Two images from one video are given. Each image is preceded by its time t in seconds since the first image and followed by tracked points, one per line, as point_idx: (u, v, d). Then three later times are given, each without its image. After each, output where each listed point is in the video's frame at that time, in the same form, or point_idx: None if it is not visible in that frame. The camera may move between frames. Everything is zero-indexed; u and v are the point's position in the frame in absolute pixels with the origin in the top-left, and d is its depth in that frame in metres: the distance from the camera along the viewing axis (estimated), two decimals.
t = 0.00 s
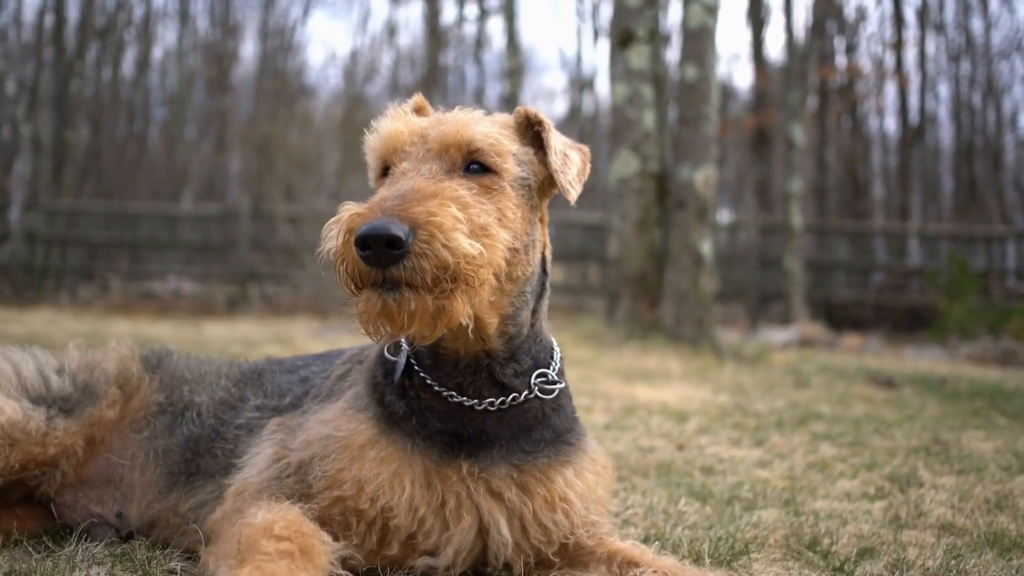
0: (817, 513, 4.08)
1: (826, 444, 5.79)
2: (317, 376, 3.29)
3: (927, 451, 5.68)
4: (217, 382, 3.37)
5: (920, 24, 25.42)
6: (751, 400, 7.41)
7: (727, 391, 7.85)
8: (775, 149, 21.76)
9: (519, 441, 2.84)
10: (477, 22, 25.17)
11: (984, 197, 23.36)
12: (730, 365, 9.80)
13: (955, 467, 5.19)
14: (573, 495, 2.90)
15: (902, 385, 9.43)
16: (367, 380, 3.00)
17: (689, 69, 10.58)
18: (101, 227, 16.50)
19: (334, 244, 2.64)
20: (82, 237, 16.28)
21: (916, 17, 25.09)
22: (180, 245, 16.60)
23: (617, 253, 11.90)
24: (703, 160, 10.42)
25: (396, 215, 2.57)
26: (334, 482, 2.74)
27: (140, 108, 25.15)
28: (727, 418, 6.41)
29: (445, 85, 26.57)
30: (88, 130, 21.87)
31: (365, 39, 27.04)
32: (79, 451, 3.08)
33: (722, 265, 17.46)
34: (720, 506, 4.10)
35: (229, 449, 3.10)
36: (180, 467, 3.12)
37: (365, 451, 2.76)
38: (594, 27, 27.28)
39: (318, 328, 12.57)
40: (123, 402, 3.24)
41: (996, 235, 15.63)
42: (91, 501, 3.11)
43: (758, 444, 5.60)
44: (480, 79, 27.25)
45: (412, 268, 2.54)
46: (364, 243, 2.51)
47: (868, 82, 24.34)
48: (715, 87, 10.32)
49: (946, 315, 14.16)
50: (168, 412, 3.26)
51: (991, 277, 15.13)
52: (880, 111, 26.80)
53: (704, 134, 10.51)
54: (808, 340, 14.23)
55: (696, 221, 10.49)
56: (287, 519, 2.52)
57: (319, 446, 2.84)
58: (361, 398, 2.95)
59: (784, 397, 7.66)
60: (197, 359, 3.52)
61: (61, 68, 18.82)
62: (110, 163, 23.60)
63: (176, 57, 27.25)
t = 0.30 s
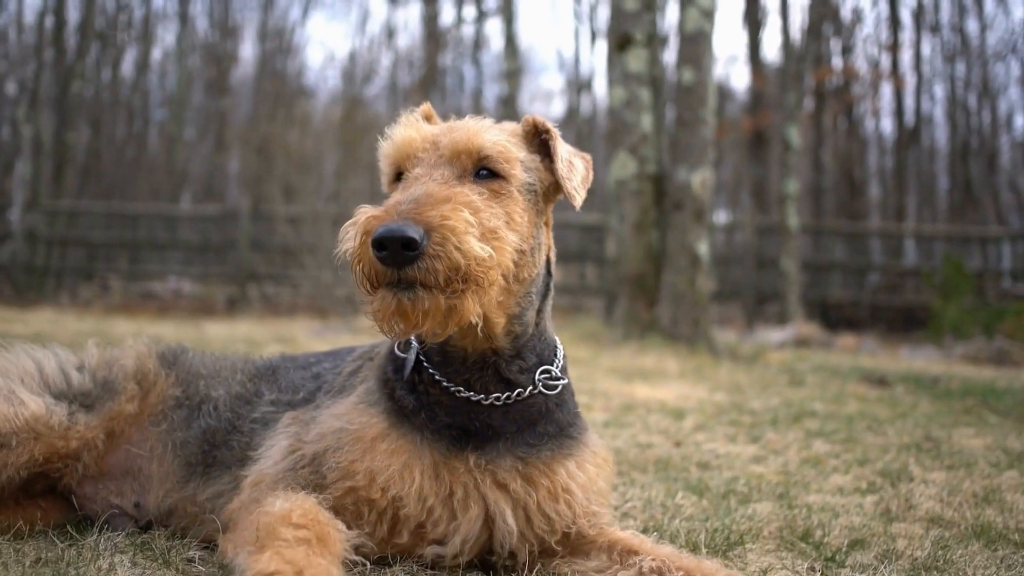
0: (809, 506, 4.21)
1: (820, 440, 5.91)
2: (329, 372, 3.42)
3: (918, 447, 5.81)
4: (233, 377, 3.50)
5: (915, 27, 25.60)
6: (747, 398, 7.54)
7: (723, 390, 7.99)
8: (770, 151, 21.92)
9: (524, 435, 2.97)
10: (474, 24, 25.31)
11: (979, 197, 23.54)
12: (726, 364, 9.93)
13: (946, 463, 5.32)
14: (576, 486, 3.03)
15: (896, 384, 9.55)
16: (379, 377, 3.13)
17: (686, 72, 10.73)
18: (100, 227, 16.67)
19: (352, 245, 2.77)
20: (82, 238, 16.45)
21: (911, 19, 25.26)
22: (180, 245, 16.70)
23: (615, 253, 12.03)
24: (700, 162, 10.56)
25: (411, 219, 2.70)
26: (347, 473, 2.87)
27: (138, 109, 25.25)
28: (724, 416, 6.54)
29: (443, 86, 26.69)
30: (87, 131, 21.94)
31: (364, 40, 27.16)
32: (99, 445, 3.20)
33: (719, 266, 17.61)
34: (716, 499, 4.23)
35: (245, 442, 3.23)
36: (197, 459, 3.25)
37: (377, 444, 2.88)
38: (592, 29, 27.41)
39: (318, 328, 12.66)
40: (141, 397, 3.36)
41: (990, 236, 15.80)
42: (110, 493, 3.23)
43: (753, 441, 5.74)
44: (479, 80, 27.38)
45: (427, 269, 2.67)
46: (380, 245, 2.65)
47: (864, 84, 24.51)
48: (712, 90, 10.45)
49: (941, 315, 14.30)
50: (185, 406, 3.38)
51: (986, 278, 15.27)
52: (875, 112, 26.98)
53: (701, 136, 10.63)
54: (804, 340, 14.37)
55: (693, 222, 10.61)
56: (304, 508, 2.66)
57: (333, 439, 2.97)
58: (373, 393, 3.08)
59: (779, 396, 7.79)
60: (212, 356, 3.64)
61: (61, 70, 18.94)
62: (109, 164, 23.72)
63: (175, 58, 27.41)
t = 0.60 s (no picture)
0: (803, 497, 4.35)
1: (815, 436, 6.03)
2: (340, 367, 3.55)
3: (910, 442, 5.95)
4: (246, 372, 3.62)
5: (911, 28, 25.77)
6: (744, 395, 7.66)
7: (721, 387, 8.12)
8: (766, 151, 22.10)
9: (529, 428, 3.09)
10: (472, 25, 25.45)
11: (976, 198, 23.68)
12: (723, 362, 10.06)
13: (937, 457, 5.46)
14: (578, 476, 3.15)
15: (891, 382, 9.68)
16: (389, 372, 3.25)
17: (684, 74, 10.86)
18: (100, 228, 16.77)
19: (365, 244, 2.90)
20: (82, 238, 16.56)
21: (907, 20, 25.40)
22: (180, 245, 16.76)
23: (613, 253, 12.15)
24: (698, 162, 10.68)
25: (422, 219, 2.83)
26: (359, 463, 2.99)
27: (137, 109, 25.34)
28: (720, 412, 6.66)
29: (442, 87, 26.83)
30: (87, 131, 22.02)
31: (362, 41, 27.28)
32: (118, 437, 3.33)
33: (716, 266, 17.75)
34: (713, 491, 4.36)
35: (259, 434, 3.35)
36: (213, 451, 3.37)
37: (387, 436, 3.00)
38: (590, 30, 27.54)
39: (319, 327, 12.75)
40: (157, 392, 3.49)
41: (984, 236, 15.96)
42: (128, 483, 3.35)
43: (749, 436, 5.87)
44: (477, 81, 27.49)
45: (438, 268, 2.79)
46: (392, 245, 2.77)
47: (860, 85, 24.68)
48: (709, 92, 10.58)
49: (936, 314, 14.42)
50: (200, 399, 3.50)
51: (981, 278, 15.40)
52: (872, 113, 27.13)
53: (698, 137, 10.76)
54: (800, 339, 14.50)
55: (691, 222, 10.74)
56: (319, 496, 2.78)
57: (344, 432, 3.09)
58: (383, 388, 3.21)
59: (775, 393, 7.91)
60: (226, 352, 3.76)
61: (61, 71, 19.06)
62: (109, 165, 23.81)
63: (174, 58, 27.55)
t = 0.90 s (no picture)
0: (798, 482, 4.49)
1: (810, 426, 6.17)
2: (352, 354, 3.68)
3: (903, 432, 6.10)
4: (261, 359, 3.75)
5: (906, 28, 25.97)
6: (741, 387, 7.81)
7: (718, 380, 8.27)
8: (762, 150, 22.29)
9: (535, 410, 3.21)
10: (470, 25, 25.66)
11: (970, 197, 23.86)
12: (720, 357, 10.20)
13: (929, 445, 5.60)
14: (582, 457, 3.27)
15: (885, 376, 9.83)
16: (401, 358, 3.37)
17: (681, 73, 10.99)
18: (101, 226, 16.87)
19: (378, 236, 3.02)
20: (83, 237, 16.67)
21: (903, 20, 25.57)
22: (180, 244, 16.86)
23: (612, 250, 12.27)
24: (695, 161, 10.84)
25: (433, 212, 2.95)
26: (373, 444, 3.11)
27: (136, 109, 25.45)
28: (717, 403, 6.81)
29: (440, 87, 27.03)
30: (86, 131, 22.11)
31: (360, 41, 27.46)
32: (138, 422, 3.45)
33: (712, 264, 17.90)
34: (711, 476, 4.50)
35: (275, 418, 3.47)
36: (230, 435, 3.49)
37: (399, 417, 3.12)
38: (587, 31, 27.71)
39: (320, 324, 12.87)
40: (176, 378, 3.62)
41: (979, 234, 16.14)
42: (149, 466, 3.47)
43: (746, 425, 6.02)
44: (474, 81, 27.62)
45: (450, 258, 2.92)
46: (406, 236, 2.90)
47: (856, 85, 24.85)
48: (706, 91, 10.72)
49: (931, 312, 14.56)
50: (216, 385, 3.63)
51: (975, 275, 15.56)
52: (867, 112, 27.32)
53: (695, 135, 10.90)
54: (796, 336, 14.65)
55: (688, 219, 10.88)
56: (336, 474, 2.91)
57: (358, 415, 3.21)
58: (395, 373, 3.33)
59: (771, 386, 8.06)
60: (241, 341, 3.89)
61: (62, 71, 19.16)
62: (108, 164, 23.88)
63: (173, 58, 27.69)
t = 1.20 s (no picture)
0: (794, 468, 4.61)
1: (806, 417, 6.28)
2: (360, 342, 3.81)
3: (897, 423, 6.21)
4: (272, 348, 3.89)
5: (903, 28, 26.11)
6: (738, 381, 7.92)
7: (715, 374, 8.40)
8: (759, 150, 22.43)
9: (539, 395, 3.32)
10: (468, 26, 25.81)
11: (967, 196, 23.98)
12: (717, 353, 10.31)
13: (923, 435, 5.71)
14: (585, 439, 3.38)
15: (881, 372, 9.94)
16: (408, 344, 3.49)
17: (679, 72, 11.10)
18: (101, 225, 16.95)
19: (420, 234, 3.11)
20: (83, 236, 16.76)
21: (900, 21, 25.71)
22: (180, 243, 16.95)
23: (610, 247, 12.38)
24: (693, 159, 10.96)
25: (479, 214, 3.08)
26: (382, 428, 3.23)
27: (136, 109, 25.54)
28: (715, 396, 6.93)
29: (438, 87, 27.18)
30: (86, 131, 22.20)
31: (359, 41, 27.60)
32: (155, 408, 3.59)
33: (710, 262, 18.01)
34: (709, 463, 4.61)
35: (286, 403, 3.61)
36: (242, 420, 3.63)
37: (407, 402, 3.23)
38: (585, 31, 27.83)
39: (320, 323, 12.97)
40: (190, 365, 3.76)
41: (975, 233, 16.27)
42: (166, 449, 3.61)
43: (743, 416, 6.14)
44: (473, 81, 27.75)
45: (493, 258, 3.06)
46: (453, 235, 3.02)
47: (853, 85, 25.00)
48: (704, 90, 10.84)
49: (927, 309, 14.67)
50: (230, 373, 3.76)
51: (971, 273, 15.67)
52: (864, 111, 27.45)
53: (693, 133, 11.01)
54: (793, 333, 14.77)
55: (686, 216, 11.00)
56: (349, 453, 3.04)
57: (367, 399, 3.33)
58: (403, 359, 3.45)
59: (768, 380, 8.16)
60: (252, 330, 4.03)
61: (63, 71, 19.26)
62: (108, 164, 23.97)
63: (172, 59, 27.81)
